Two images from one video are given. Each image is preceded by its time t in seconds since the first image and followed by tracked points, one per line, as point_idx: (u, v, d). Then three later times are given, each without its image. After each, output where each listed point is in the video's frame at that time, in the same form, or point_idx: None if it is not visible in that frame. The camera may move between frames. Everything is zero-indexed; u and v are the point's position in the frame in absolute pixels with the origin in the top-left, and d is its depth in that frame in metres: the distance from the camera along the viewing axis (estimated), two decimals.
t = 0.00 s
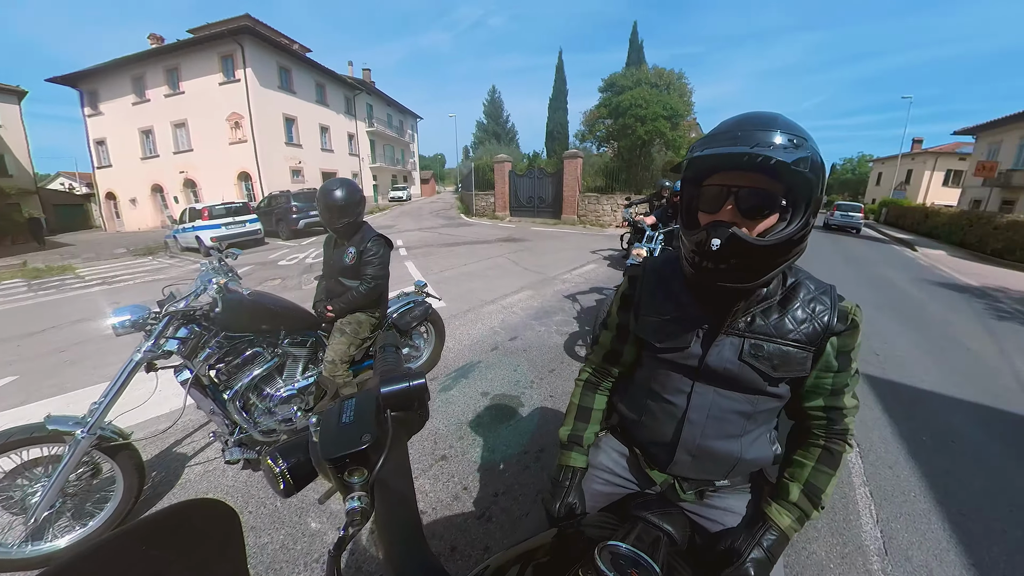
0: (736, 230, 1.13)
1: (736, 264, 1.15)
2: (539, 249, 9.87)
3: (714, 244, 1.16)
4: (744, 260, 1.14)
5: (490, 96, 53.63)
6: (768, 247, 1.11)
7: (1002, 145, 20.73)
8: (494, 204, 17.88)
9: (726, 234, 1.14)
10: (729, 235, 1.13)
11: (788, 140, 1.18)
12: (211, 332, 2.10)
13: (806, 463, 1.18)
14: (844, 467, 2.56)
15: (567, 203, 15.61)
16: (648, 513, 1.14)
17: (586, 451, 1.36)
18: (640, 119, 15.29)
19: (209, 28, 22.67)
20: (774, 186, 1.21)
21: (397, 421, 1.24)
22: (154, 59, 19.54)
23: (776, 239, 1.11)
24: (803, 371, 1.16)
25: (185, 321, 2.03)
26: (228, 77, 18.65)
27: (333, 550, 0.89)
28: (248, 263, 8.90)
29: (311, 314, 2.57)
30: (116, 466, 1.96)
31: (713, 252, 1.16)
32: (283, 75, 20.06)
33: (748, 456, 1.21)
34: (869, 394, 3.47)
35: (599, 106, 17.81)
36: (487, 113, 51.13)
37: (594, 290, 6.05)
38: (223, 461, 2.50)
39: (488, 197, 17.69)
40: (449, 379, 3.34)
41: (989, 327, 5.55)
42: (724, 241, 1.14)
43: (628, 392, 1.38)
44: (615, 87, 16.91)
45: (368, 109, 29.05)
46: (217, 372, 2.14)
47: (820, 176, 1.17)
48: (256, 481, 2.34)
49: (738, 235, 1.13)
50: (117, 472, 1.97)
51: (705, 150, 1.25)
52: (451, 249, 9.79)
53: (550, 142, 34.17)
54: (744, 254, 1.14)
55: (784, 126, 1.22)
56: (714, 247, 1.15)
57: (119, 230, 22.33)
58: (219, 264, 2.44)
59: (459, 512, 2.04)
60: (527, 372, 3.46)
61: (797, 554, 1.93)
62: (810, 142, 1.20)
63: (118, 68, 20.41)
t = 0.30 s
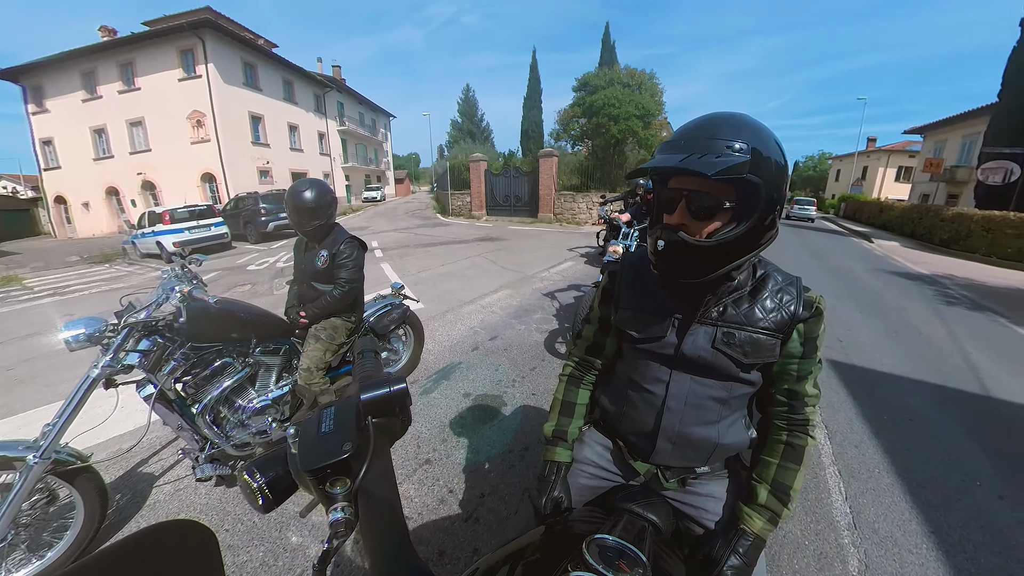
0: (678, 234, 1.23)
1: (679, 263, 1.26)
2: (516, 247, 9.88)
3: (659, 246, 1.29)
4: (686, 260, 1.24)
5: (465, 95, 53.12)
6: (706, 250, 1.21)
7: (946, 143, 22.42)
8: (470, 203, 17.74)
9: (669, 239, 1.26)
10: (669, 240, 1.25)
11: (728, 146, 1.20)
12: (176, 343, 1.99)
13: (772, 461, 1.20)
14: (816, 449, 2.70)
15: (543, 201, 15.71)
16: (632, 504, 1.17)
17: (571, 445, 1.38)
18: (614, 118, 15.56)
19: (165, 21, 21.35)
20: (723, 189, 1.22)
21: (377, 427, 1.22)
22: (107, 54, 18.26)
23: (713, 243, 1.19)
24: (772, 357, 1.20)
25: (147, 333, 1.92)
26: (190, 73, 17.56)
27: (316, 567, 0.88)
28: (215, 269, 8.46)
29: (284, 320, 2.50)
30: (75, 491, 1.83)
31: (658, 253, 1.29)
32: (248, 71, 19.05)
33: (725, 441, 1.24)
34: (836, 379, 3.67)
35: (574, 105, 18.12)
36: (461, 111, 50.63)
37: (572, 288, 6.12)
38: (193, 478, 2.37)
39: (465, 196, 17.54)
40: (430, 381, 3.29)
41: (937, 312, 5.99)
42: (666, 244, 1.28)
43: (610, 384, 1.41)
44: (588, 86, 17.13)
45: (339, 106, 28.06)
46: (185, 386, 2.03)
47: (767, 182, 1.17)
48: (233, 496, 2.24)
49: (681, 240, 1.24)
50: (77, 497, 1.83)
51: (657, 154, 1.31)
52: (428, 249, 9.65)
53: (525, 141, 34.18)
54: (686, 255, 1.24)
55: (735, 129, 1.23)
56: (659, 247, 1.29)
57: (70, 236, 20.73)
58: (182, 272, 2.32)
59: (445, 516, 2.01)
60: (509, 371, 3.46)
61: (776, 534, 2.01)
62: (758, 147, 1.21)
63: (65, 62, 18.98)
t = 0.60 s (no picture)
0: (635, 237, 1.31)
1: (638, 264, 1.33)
2: (496, 247, 9.86)
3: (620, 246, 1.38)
4: (643, 262, 1.31)
5: (442, 94, 52.63)
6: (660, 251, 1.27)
7: (903, 142, 23.78)
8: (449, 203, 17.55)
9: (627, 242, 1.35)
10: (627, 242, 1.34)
11: (675, 153, 1.24)
12: (141, 355, 1.90)
13: (749, 450, 1.25)
14: (791, 435, 2.81)
15: (522, 201, 15.74)
16: (617, 497, 1.19)
17: (555, 442, 1.39)
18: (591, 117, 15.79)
19: (124, 13, 20.23)
20: (676, 194, 1.25)
21: (361, 432, 1.20)
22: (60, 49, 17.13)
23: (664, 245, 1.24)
24: (745, 350, 1.24)
25: (110, 345, 1.83)
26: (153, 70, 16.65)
27: None
28: (183, 274, 8.07)
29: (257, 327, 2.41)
30: (35, 516, 1.71)
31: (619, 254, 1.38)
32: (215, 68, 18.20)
33: (704, 432, 1.28)
34: (806, 368, 3.84)
35: (552, 105, 18.30)
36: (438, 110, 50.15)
37: (553, 286, 6.15)
38: (165, 496, 2.25)
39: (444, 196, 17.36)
40: (412, 385, 3.24)
41: (896, 302, 6.35)
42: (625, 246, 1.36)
43: (592, 383, 1.43)
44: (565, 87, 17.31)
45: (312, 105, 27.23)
46: (153, 400, 1.94)
47: (717, 185, 1.20)
48: (209, 511, 2.15)
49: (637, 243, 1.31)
50: (38, 522, 1.72)
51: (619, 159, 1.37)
52: (406, 250, 9.50)
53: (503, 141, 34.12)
54: (643, 257, 1.31)
55: (689, 136, 1.26)
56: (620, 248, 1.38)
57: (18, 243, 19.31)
58: (146, 279, 2.20)
59: (430, 520, 1.99)
60: (491, 372, 3.45)
61: (755, 519, 2.09)
62: (708, 153, 1.23)
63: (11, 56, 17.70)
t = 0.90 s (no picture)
0: (606, 236, 1.34)
1: (610, 261, 1.36)
2: (477, 247, 9.81)
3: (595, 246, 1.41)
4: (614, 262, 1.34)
5: (419, 93, 51.78)
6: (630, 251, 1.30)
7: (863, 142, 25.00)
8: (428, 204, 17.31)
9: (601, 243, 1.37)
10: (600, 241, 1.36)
11: (640, 156, 1.26)
12: (105, 369, 1.81)
13: (729, 439, 1.29)
14: (768, 422, 2.92)
15: (501, 200, 15.71)
16: (604, 491, 1.20)
17: (541, 439, 1.40)
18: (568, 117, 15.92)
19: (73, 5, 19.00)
20: (645, 194, 1.27)
21: (345, 438, 1.18)
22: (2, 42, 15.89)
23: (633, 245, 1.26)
24: (722, 343, 1.28)
25: (70, 360, 1.75)
26: (111, 66, 15.58)
27: None
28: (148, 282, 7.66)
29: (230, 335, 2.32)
30: None
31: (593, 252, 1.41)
32: (180, 64, 17.18)
33: (685, 424, 1.31)
34: (780, 358, 4.00)
35: (530, 105, 18.38)
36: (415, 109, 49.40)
37: (534, 285, 6.17)
38: (136, 516, 2.13)
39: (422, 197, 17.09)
40: (394, 388, 3.18)
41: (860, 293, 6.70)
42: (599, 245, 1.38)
43: (575, 379, 1.45)
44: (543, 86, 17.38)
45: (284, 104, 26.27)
46: (119, 415, 1.85)
47: (679, 186, 1.23)
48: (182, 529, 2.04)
49: (610, 242, 1.33)
50: None
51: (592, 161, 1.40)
52: (385, 252, 9.32)
53: (481, 140, 33.89)
54: (615, 255, 1.34)
55: (654, 139, 1.29)
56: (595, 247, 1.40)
57: None
58: (108, 288, 2.10)
59: (417, 524, 1.96)
60: (475, 372, 3.43)
61: (737, 506, 2.15)
62: (673, 155, 1.26)
63: None
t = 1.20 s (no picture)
0: (582, 232, 1.36)
1: (587, 255, 1.39)
2: (458, 247, 9.73)
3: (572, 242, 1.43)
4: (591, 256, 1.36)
5: (394, 91, 50.76)
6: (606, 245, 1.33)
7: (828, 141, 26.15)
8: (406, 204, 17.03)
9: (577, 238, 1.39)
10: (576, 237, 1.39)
11: (611, 153, 1.29)
12: (67, 386, 1.71)
13: (709, 430, 1.33)
14: (746, 411, 3.03)
15: (481, 200, 15.66)
16: (590, 486, 1.22)
17: (529, 438, 1.41)
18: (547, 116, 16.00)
19: None
20: (617, 190, 1.30)
21: (327, 446, 1.16)
22: None
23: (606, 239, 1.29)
24: (700, 335, 1.32)
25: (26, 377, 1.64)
26: (67, 61, 14.41)
27: None
28: (110, 290, 7.24)
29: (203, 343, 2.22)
30: None
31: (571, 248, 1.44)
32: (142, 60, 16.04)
33: (667, 415, 1.34)
34: (755, 348, 4.15)
35: (508, 104, 18.38)
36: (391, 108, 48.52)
37: (515, 284, 6.18)
38: (106, 537, 2.02)
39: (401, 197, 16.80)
40: (378, 392, 3.13)
41: (827, 285, 7.04)
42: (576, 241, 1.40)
43: (560, 376, 1.47)
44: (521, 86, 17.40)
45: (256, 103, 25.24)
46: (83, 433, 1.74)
47: (648, 180, 1.26)
48: (157, 550, 1.92)
49: (587, 237, 1.35)
50: None
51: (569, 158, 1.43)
52: (364, 254, 9.11)
53: (460, 140, 33.58)
54: (591, 249, 1.36)
55: (626, 137, 1.32)
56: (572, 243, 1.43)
57: None
58: (69, 299, 1.98)
59: (405, 530, 1.93)
60: (459, 374, 3.41)
61: (719, 493, 2.23)
62: (644, 151, 1.29)
63: None
